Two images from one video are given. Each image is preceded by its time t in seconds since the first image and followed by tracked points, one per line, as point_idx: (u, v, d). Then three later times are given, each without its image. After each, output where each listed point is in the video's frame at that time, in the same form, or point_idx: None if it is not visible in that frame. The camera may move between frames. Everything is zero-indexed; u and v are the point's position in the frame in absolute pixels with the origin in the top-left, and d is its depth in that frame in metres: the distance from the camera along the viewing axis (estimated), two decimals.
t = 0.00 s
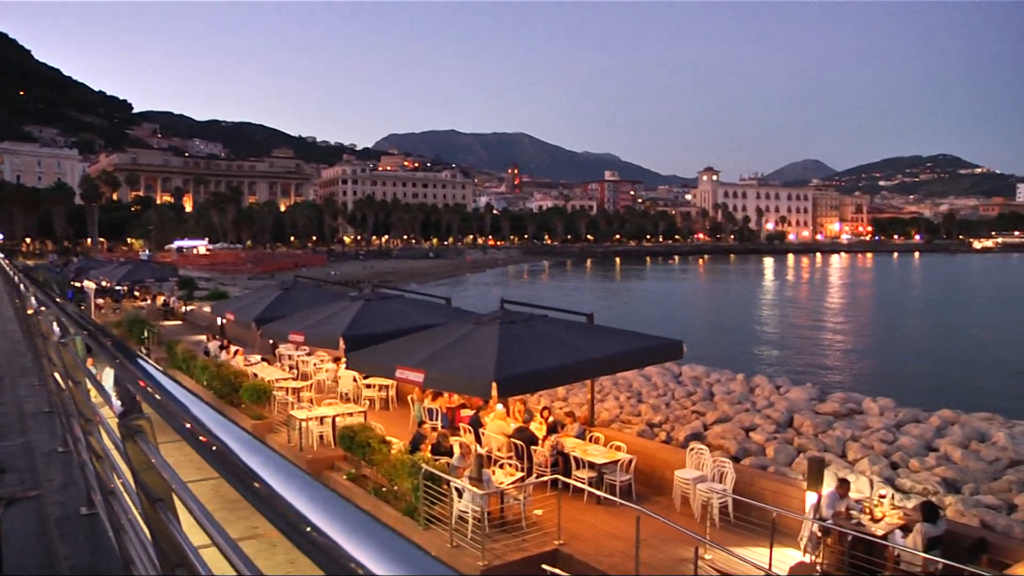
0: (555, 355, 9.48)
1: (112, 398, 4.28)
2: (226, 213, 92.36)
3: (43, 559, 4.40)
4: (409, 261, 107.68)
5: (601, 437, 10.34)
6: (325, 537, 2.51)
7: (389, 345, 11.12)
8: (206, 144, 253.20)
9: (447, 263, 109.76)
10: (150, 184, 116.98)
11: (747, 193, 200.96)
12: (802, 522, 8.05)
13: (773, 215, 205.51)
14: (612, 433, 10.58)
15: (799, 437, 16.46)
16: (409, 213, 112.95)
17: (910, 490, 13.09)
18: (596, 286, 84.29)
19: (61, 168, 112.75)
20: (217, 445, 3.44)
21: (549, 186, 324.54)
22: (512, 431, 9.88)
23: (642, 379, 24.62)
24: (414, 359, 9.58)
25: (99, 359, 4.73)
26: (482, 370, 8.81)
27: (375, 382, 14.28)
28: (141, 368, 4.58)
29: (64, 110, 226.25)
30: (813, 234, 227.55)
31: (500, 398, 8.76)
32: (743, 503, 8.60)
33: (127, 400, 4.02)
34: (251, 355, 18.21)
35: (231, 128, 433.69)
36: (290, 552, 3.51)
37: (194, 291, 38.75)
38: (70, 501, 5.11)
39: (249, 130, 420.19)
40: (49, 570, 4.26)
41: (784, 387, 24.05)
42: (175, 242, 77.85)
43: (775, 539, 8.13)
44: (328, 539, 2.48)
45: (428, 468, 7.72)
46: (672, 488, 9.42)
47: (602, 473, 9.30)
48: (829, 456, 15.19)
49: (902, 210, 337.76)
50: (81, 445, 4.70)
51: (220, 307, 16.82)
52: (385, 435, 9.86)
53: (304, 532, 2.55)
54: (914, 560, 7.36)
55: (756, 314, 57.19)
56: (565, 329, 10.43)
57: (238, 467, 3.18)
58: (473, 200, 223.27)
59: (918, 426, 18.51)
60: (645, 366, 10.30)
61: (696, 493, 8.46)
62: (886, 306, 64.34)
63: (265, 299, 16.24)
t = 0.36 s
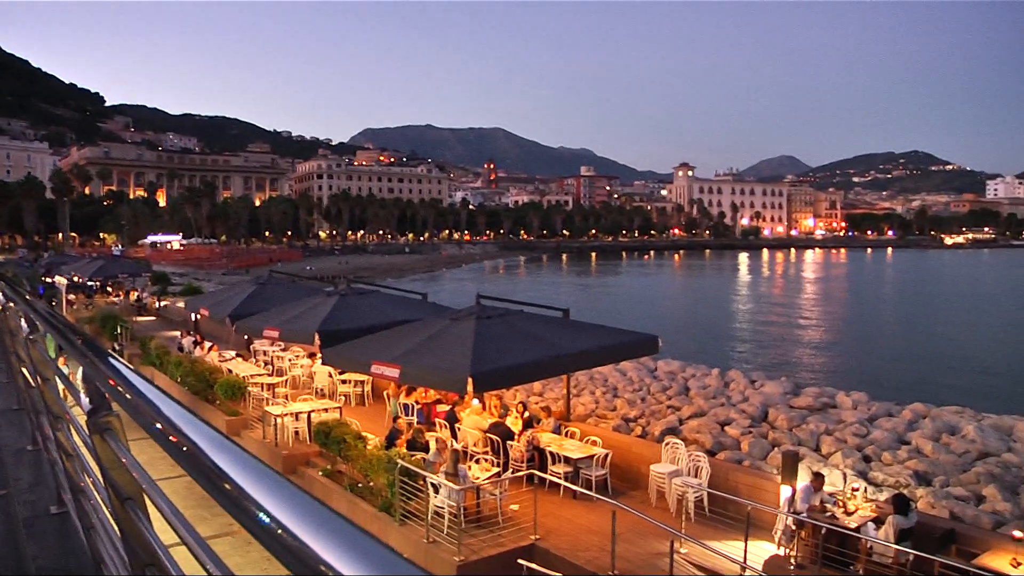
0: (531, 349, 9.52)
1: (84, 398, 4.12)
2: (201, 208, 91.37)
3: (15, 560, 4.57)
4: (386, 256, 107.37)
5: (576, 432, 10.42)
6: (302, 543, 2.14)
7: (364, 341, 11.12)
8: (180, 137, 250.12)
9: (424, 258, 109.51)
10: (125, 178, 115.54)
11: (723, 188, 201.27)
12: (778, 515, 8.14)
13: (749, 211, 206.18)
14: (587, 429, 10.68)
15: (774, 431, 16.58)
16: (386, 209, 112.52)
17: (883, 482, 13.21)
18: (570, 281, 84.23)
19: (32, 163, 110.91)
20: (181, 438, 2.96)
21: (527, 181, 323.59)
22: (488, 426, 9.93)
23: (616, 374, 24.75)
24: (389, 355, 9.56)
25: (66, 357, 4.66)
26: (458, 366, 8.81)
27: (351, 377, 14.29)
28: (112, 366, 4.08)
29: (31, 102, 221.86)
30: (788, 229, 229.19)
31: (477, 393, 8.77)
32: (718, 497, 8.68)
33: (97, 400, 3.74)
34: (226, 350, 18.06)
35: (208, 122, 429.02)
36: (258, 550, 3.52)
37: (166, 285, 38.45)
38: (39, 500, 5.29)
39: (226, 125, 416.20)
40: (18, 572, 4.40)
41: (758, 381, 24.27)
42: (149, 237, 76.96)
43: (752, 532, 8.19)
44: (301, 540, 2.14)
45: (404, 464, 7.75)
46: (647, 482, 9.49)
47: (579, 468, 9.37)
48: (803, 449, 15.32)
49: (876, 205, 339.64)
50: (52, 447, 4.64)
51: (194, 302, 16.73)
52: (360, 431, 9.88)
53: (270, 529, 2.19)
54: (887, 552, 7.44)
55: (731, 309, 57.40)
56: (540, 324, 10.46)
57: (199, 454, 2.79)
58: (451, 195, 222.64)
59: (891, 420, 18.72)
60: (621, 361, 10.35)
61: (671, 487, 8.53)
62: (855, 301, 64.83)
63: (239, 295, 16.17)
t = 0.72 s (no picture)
0: (519, 346, 9.52)
1: (69, 395, 4.07)
2: (188, 204, 90.74)
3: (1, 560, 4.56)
4: (374, 253, 107.05)
5: (566, 428, 10.44)
6: (291, 542, 2.10)
7: (353, 338, 11.09)
8: (167, 132, 248.28)
9: (412, 254, 109.22)
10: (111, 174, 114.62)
11: (711, 185, 201.01)
12: (766, 510, 8.19)
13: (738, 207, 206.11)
14: (576, 425, 10.71)
15: (762, 427, 16.64)
16: (374, 205, 112.11)
17: (870, 478, 13.28)
18: (559, 277, 84.08)
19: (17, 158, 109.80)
20: (168, 436, 2.90)
21: (515, 178, 322.83)
22: (477, 423, 9.97)
23: (606, 371, 24.77)
24: (378, 351, 9.54)
25: (51, 353, 4.63)
26: (446, 362, 8.83)
27: (340, 374, 14.29)
28: (97, 364, 3.98)
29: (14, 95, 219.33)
30: (777, 226, 229.69)
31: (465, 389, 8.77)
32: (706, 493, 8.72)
33: (82, 395, 3.70)
34: (214, 347, 18.00)
35: (195, 117, 426.21)
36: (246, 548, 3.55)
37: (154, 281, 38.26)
38: (25, 499, 5.29)
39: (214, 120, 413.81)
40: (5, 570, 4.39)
41: (747, 378, 24.37)
42: (135, 233, 76.31)
43: (739, 528, 8.25)
44: (290, 542, 2.08)
45: (392, 460, 7.76)
46: (636, 477, 9.52)
47: (567, 464, 9.40)
48: (791, 445, 15.38)
49: (864, 203, 339.99)
50: (38, 446, 4.63)
51: (182, 299, 16.66)
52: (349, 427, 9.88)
53: (258, 529, 2.13)
54: (874, 546, 7.48)
55: (719, 305, 57.36)
56: (529, 320, 10.46)
57: (183, 452, 2.78)
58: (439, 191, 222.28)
59: (878, 416, 18.81)
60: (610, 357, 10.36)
61: (660, 483, 8.58)
62: (843, 297, 64.83)
63: (227, 291, 16.11)
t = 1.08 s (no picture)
0: (516, 347, 9.51)
1: (64, 394, 4.06)
2: (183, 204, 90.46)
3: None
4: (369, 253, 106.94)
5: (561, 430, 10.43)
6: (287, 542, 2.10)
7: (350, 339, 11.09)
8: (162, 133, 247.50)
9: (408, 255, 109.12)
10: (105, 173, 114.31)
11: (706, 186, 201.11)
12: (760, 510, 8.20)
13: (732, 208, 206.28)
14: (573, 426, 10.69)
15: (757, 428, 16.67)
16: (369, 205, 112.02)
17: (865, 479, 13.30)
18: (554, 278, 84.04)
19: (11, 158, 109.44)
20: (164, 435, 2.92)
21: (511, 178, 322.60)
22: (473, 424, 9.98)
23: (601, 371, 24.80)
24: (374, 352, 9.52)
25: (47, 355, 4.63)
26: (442, 362, 8.82)
27: (335, 374, 14.29)
28: (91, 364, 3.98)
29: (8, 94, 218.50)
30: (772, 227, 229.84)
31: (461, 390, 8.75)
32: (701, 494, 8.74)
33: (79, 396, 3.67)
34: (209, 347, 18.00)
35: (190, 116, 425.48)
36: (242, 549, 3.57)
37: (149, 282, 38.14)
38: (19, 498, 5.35)
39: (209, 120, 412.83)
40: None
41: (742, 378, 24.40)
42: (130, 234, 76.10)
43: (735, 528, 8.26)
44: (287, 540, 2.09)
45: (388, 461, 7.78)
46: (631, 478, 9.52)
47: (563, 465, 9.39)
48: (786, 446, 15.40)
49: (859, 205, 340.46)
50: (32, 445, 4.62)
51: (177, 299, 16.62)
52: (344, 427, 9.88)
53: (253, 529, 2.14)
54: (869, 547, 7.48)
55: (713, 306, 57.41)
56: (525, 321, 10.44)
57: (182, 450, 2.80)
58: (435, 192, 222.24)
59: (873, 417, 18.87)
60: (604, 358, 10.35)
61: (655, 484, 8.60)
62: (836, 299, 64.95)
63: (222, 291, 16.09)
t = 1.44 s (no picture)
0: (516, 348, 9.51)
1: (64, 395, 4.07)
2: (183, 205, 90.50)
3: None
4: (369, 254, 106.99)
5: (561, 431, 10.42)
6: (285, 543, 2.10)
7: (349, 340, 11.08)
8: (163, 134, 247.75)
9: (408, 256, 109.23)
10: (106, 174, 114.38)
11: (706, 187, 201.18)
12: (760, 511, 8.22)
13: (732, 209, 206.39)
14: (572, 427, 10.69)
15: (758, 429, 16.65)
16: (369, 206, 112.10)
17: (865, 480, 13.29)
18: (554, 280, 84.03)
19: (12, 159, 109.56)
20: (164, 438, 2.91)
21: (511, 179, 322.63)
22: (473, 426, 10.00)
23: (602, 372, 24.80)
24: (374, 354, 9.51)
25: (49, 355, 4.63)
26: (442, 363, 8.83)
27: (335, 375, 14.31)
28: (91, 365, 3.97)
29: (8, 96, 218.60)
30: (772, 228, 229.93)
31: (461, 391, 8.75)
32: (701, 495, 8.75)
33: (79, 397, 3.67)
34: (209, 347, 18.04)
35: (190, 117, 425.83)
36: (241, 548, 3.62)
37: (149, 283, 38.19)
38: (19, 500, 5.35)
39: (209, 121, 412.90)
40: None
41: (742, 379, 24.43)
42: (130, 235, 76.10)
43: (735, 529, 8.27)
44: (284, 542, 2.08)
45: (389, 462, 7.77)
46: (631, 479, 9.52)
47: (563, 466, 9.39)
48: (786, 447, 15.41)
49: (858, 206, 340.37)
50: (32, 448, 4.61)
51: (177, 300, 16.64)
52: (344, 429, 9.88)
53: (251, 531, 2.14)
54: (868, 548, 7.48)
55: (713, 307, 57.45)
56: (525, 322, 10.44)
57: (182, 452, 2.79)
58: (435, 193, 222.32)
59: (873, 418, 18.83)
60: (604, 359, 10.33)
61: (655, 486, 8.59)
62: (835, 300, 64.98)
63: (222, 292, 16.11)
